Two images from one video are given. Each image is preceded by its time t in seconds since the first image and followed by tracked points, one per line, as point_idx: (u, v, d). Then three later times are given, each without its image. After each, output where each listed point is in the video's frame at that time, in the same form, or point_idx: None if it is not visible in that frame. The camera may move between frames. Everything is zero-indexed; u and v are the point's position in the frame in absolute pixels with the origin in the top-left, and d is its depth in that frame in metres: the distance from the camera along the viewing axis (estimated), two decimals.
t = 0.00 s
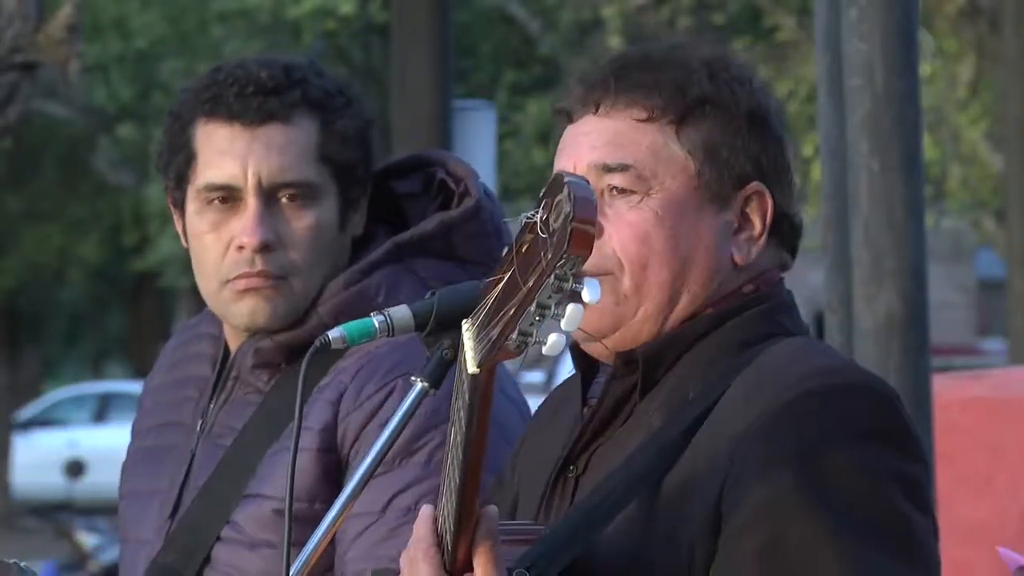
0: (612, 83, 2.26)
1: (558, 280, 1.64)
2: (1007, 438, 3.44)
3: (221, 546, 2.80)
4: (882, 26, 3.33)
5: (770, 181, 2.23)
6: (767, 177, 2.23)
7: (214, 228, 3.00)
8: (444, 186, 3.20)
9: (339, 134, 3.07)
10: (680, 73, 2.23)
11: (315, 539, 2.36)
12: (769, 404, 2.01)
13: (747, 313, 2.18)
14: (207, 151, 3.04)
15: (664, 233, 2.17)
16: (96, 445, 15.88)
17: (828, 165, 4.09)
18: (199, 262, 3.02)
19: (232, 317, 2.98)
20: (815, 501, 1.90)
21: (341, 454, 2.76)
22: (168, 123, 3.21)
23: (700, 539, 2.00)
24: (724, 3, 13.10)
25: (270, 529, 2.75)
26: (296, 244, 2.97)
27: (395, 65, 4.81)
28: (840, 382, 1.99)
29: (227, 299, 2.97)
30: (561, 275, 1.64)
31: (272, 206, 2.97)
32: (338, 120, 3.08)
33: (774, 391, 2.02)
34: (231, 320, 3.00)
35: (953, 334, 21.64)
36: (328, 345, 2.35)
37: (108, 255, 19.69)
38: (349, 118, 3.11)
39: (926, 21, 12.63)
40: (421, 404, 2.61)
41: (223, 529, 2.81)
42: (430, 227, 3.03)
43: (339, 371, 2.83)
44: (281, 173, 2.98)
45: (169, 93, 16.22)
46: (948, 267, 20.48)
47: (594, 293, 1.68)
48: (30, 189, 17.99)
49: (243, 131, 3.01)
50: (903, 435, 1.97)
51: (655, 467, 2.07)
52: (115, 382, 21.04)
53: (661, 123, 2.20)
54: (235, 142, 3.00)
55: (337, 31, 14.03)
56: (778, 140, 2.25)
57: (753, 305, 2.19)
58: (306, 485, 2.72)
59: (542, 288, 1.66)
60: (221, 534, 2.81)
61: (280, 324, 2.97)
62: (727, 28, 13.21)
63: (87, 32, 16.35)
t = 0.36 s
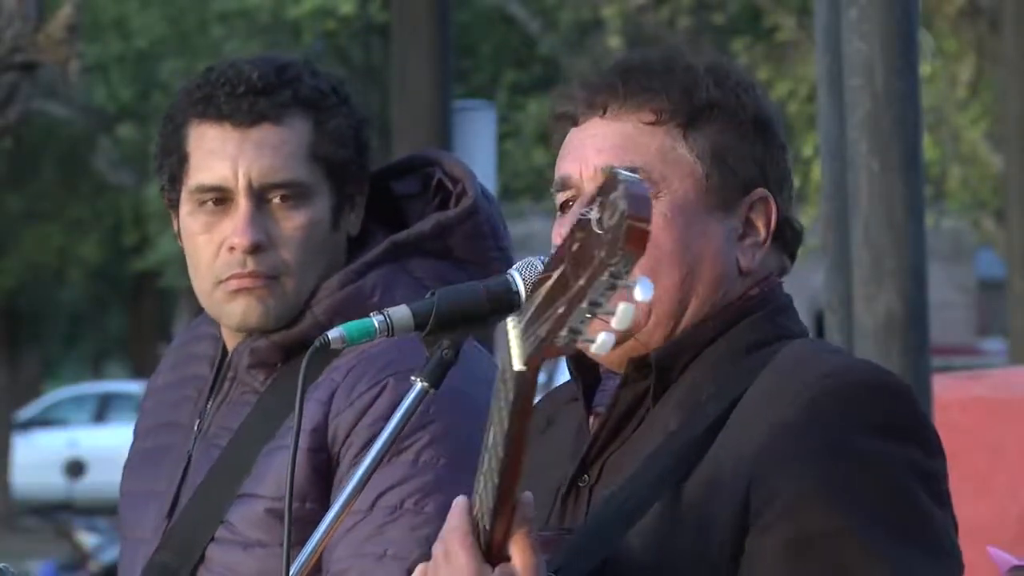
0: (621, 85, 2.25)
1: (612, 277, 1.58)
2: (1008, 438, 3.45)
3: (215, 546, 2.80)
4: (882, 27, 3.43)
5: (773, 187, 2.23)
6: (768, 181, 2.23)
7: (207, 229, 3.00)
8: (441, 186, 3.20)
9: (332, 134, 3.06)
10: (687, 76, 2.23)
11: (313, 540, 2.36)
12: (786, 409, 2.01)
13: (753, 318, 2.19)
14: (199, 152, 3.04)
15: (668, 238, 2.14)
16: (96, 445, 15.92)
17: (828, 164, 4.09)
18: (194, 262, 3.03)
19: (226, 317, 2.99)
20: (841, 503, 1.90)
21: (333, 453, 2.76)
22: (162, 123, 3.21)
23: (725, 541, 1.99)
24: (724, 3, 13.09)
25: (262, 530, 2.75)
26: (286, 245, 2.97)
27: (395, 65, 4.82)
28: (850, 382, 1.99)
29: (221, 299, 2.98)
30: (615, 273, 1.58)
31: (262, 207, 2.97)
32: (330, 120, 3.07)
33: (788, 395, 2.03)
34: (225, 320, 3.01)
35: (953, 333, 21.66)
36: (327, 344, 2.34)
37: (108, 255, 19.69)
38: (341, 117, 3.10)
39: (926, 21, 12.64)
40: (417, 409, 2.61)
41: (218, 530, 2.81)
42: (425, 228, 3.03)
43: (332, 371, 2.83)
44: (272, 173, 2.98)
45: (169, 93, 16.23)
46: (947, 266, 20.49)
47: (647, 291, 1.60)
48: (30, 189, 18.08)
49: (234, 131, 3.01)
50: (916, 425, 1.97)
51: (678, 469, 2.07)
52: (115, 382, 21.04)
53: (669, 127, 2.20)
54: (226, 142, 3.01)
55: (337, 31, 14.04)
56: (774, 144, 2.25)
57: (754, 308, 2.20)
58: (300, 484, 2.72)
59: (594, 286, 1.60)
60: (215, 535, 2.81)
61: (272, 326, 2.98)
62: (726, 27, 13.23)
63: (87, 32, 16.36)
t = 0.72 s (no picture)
0: (617, 82, 2.26)
1: (652, 309, 1.70)
2: (1007, 436, 3.47)
3: (213, 543, 2.80)
4: (880, 27, 3.52)
5: (771, 184, 2.20)
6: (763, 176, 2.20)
7: (204, 224, 3.00)
8: (445, 189, 3.21)
9: (328, 130, 3.08)
10: (685, 71, 2.23)
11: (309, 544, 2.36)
12: (785, 401, 1.98)
13: (757, 311, 2.16)
14: (196, 147, 3.04)
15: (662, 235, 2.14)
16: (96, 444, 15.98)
17: (828, 164, 4.10)
18: (191, 254, 3.02)
19: (223, 311, 2.98)
20: (847, 502, 1.86)
21: (329, 456, 2.75)
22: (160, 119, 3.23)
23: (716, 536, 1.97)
24: (724, 3, 13.08)
25: (255, 526, 2.74)
26: (283, 239, 2.95)
27: (396, 64, 4.83)
28: (851, 379, 1.95)
29: (217, 293, 2.97)
30: (655, 303, 1.69)
31: (257, 201, 2.97)
32: (325, 116, 3.08)
33: (788, 391, 1.99)
34: (223, 316, 3.00)
35: (952, 333, 21.67)
36: (327, 343, 2.34)
37: (107, 254, 19.71)
38: (337, 113, 3.11)
39: (927, 21, 12.64)
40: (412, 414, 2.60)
41: (213, 526, 2.81)
42: (427, 228, 3.03)
43: (330, 368, 2.84)
44: (268, 168, 2.98)
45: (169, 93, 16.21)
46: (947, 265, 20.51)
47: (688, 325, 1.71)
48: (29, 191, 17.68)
49: (229, 126, 3.02)
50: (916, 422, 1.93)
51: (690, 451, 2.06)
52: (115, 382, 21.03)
53: (662, 125, 2.19)
54: (223, 136, 3.01)
55: (337, 31, 14.04)
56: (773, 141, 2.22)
57: (758, 304, 2.16)
58: (297, 484, 2.73)
59: (635, 315, 1.71)
60: (212, 530, 2.82)
61: (267, 321, 2.97)
62: (727, 27, 13.23)
63: (86, 32, 16.35)
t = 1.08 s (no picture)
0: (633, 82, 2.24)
1: (596, 331, 1.73)
2: (1008, 439, 3.46)
3: (209, 552, 2.80)
4: (881, 28, 3.53)
5: (779, 188, 2.25)
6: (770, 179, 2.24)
7: (185, 231, 3.01)
8: (435, 194, 3.20)
9: (310, 135, 3.08)
10: (698, 73, 2.23)
11: (312, 542, 2.29)
12: (768, 406, 1.98)
13: (746, 311, 2.19)
14: (178, 157, 3.07)
15: (668, 236, 2.16)
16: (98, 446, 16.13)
17: (829, 165, 4.12)
18: (175, 265, 3.01)
19: (204, 320, 2.98)
20: (827, 500, 1.85)
21: (318, 469, 2.77)
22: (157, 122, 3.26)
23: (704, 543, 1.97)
24: (724, 3, 13.11)
25: (250, 537, 2.76)
26: (257, 247, 2.96)
27: (395, 66, 4.84)
28: (833, 380, 1.95)
29: (198, 302, 2.97)
30: (598, 326, 1.73)
31: (236, 208, 2.98)
32: (306, 123, 3.09)
33: (772, 398, 1.98)
34: (204, 324, 3.00)
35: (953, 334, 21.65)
36: (327, 346, 2.34)
37: (109, 255, 19.72)
38: (320, 119, 3.12)
39: (927, 22, 12.65)
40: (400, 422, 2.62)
41: (207, 535, 2.82)
42: (414, 234, 3.05)
43: (319, 377, 2.84)
44: (244, 176, 2.99)
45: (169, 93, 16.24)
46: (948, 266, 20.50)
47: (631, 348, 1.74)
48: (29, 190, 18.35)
49: (211, 134, 3.03)
50: (893, 423, 1.93)
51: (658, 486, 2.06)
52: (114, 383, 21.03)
53: (682, 126, 2.20)
54: (204, 144, 3.03)
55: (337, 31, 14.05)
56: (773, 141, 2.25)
57: (755, 306, 2.20)
58: (276, 494, 2.75)
59: (579, 339, 1.75)
60: (205, 539, 2.82)
61: (253, 327, 2.98)
62: (727, 27, 13.23)
63: (87, 32, 16.38)
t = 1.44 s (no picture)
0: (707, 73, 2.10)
1: (630, 307, 1.67)
2: (1009, 438, 3.43)
3: (216, 544, 2.75)
4: (880, 26, 3.71)
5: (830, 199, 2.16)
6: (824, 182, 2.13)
7: (208, 229, 2.90)
8: (452, 196, 3.15)
9: (333, 136, 2.99)
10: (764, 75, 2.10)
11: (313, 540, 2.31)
12: (793, 409, 1.92)
13: (784, 317, 2.08)
14: (201, 153, 2.96)
15: (735, 238, 2.01)
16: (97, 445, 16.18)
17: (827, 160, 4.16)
18: (195, 261, 2.92)
19: (226, 318, 2.89)
20: (855, 501, 1.79)
21: (331, 458, 2.71)
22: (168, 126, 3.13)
23: (726, 538, 1.90)
24: (723, 3, 13.12)
25: (264, 531, 2.69)
26: (285, 246, 2.88)
27: (395, 70, 4.83)
28: (862, 386, 1.89)
29: (221, 300, 2.88)
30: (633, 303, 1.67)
31: (262, 208, 2.89)
32: (332, 123, 3.00)
33: (794, 402, 1.93)
34: (226, 322, 2.91)
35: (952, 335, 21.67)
36: (327, 344, 2.35)
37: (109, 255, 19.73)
38: (343, 121, 3.03)
39: (928, 21, 12.65)
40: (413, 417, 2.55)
41: (215, 528, 2.76)
42: (432, 235, 2.98)
43: (329, 379, 2.77)
44: (270, 175, 2.90)
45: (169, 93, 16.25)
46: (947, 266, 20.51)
47: (665, 326, 1.71)
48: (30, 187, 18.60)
49: (236, 133, 2.93)
50: (920, 434, 1.86)
51: (677, 476, 1.99)
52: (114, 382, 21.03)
53: (751, 128, 2.06)
54: (228, 142, 2.93)
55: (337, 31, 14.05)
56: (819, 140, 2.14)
57: (790, 305, 2.10)
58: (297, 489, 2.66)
59: (613, 314, 1.69)
60: (214, 532, 2.76)
61: (278, 328, 2.90)
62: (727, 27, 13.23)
63: (87, 32, 16.39)
